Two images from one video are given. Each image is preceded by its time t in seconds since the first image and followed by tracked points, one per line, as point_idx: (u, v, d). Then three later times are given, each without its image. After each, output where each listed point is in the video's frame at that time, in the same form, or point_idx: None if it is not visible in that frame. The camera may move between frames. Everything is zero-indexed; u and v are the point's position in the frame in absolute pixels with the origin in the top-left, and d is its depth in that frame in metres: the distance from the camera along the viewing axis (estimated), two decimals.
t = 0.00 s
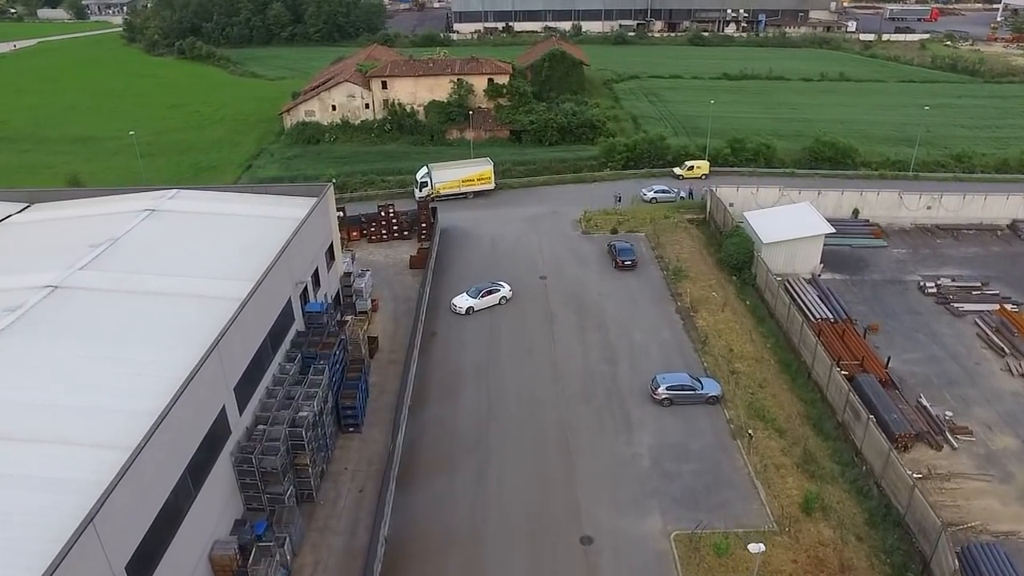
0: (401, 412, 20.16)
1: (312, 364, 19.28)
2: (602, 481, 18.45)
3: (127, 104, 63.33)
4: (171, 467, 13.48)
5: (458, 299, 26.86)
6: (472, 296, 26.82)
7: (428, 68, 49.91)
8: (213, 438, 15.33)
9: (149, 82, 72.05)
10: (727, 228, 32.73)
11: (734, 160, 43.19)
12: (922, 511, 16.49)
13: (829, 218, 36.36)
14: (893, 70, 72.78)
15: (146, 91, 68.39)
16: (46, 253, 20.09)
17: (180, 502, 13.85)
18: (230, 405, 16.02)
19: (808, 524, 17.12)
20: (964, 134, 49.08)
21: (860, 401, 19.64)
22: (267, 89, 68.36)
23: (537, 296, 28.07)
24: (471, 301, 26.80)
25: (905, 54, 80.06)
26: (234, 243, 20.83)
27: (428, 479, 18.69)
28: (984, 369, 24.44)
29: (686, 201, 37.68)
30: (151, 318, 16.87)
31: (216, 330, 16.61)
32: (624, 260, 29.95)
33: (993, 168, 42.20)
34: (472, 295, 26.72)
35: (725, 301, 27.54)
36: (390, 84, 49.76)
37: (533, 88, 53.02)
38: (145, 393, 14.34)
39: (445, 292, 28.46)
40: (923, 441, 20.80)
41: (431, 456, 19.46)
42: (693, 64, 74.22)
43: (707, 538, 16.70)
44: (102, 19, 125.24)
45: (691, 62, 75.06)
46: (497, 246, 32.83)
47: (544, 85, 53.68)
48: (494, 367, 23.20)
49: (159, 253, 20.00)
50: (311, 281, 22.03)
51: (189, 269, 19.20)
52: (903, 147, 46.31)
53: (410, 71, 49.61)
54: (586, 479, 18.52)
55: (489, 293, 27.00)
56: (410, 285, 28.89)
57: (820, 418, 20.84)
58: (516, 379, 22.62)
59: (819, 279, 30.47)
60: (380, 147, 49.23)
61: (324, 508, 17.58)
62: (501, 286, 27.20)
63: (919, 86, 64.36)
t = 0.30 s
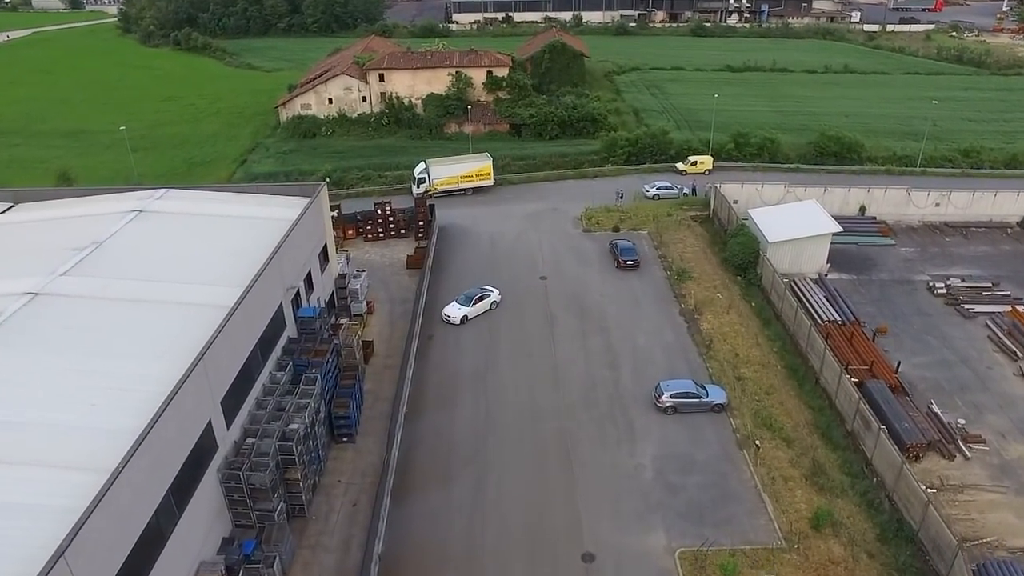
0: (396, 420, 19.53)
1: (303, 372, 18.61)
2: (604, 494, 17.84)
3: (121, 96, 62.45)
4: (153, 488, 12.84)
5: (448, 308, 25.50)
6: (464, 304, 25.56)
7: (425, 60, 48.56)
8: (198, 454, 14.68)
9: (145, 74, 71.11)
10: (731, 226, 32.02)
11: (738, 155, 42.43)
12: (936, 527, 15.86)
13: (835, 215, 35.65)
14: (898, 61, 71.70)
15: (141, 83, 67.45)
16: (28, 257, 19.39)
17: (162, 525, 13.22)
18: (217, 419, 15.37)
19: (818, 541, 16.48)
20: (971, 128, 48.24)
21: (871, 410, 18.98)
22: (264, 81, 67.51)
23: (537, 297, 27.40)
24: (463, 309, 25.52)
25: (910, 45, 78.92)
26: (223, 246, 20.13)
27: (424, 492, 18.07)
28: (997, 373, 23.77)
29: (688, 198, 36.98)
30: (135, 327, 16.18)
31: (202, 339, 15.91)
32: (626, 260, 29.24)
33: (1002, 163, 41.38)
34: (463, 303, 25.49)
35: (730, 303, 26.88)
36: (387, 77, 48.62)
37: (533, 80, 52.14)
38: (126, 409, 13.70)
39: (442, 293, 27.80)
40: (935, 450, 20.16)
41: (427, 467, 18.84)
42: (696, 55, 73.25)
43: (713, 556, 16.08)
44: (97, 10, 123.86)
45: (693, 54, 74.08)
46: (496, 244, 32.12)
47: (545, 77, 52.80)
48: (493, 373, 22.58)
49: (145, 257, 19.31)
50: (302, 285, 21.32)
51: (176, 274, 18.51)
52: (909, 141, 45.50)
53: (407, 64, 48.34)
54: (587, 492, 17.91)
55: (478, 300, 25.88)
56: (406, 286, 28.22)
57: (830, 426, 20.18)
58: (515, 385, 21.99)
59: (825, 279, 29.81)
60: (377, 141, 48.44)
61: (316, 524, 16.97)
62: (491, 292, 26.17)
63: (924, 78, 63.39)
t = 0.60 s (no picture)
0: (391, 425, 18.94)
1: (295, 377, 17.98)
2: (606, 502, 17.30)
3: (114, 84, 61.40)
4: (135, 506, 12.24)
5: (443, 316, 24.29)
6: (457, 309, 24.46)
7: (424, 48, 47.71)
8: (185, 466, 14.09)
9: (138, 61, 69.96)
10: (736, 220, 31.32)
11: (742, 145, 41.57)
12: (950, 539, 15.30)
13: (841, 207, 34.91)
14: (904, 48, 70.57)
15: (135, 70, 66.36)
16: (10, 257, 18.71)
17: (145, 544, 12.63)
18: (204, 428, 14.77)
19: (827, 553, 15.94)
20: (979, 117, 47.35)
21: (881, 414, 18.37)
22: (260, 68, 66.45)
23: (537, 294, 26.76)
24: (457, 314, 24.40)
25: (916, 31, 77.68)
26: (212, 245, 19.44)
27: (420, 501, 17.51)
28: (1009, 374, 23.18)
29: (691, 189, 36.25)
30: (118, 332, 15.52)
31: (188, 345, 15.26)
32: (627, 255, 28.57)
33: (1011, 154, 40.56)
34: (457, 308, 24.39)
35: (735, 300, 26.25)
36: (385, 65, 47.65)
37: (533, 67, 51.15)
38: (107, 421, 13.07)
39: (440, 289, 27.14)
40: (946, 455, 19.59)
41: (423, 474, 18.29)
42: (698, 42, 72.10)
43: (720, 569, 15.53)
44: None
45: (695, 40, 72.95)
46: (495, 238, 31.43)
47: (545, 64, 51.82)
48: (492, 374, 21.98)
49: (131, 256, 18.62)
50: (295, 285, 20.63)
51: (162, 275, 17.83)
52: (916, 131, 44.63)
53: (405, 51, 47.43)
54: (589, 501, 17.35)
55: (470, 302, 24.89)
56: (403, 282, 27.57)
57: (838, 430, 19.59)
58: (514, 387, 21.40)
59: (832, 274, 29.12)
60: (374, 131, 47.56)
61: (309, 534, 16.42)
62: (481, 292, 25.23)
63: (930, 65, 62.33)
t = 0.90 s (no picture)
0: (386, 426, 18.45)
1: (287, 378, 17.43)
2: (607, 507, 16.84)
3: (106, 69, 60.31)
4: (117, 521, 11.73)
5: (441, 322, 23.12)
6: (453, 312, 23.40)
7: (422, 32, 47.11)
8: (171, 474, 13.59)
9: (130, 45, 68.74)
10: (740, 210, 30.64)
11: (746, 132, 40.75)
12: (960, 548, 14.84)
13: (847, 197, 34.21)
14: (910, 31, 69.27)
15: (127, 54, 65.18)
16: None
17: (129, 559, 12.15)
18: (191, 435, 14.26)
19: (834, 561, 15.50)
20: (986, 104, 46.46)
21: (889, 416, 17.82)
22: (255, 52, 65.28)
23: (537, 288, 26.16)
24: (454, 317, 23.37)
25: (922, 14, 76.29)
26: (201, 241, 18.82)
27: (416, 506, 17.05)
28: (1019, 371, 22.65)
29: (694, 178, 35.52)
30: (101, 335, 14.96)
31: (174, 348, 14.68)
32: (629, 247, 27.95)
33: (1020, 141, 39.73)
34: (454, 311, 23.36)
35: (739, 294, 25.68)
36: (382, 49, 46.91)
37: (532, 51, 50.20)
38: (89, 431, 12.54)
39: (437, 283, 26.53)
40: (955, 456, 19.11)
41: (419, 477, 17.82)
42: (700, 25, 70.81)
43: None
44: None
45: (697, 23, 71.65)
46: (494, 229, 30.78)
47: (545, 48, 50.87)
48: (490, 372, 21.46)
49: (117, 253, 18.02)
50: (286, 281, 20.02)
51: (149, 273, 17.23)
52: (922, 118, 43.76)
53: (403, 35, 46.82)
54: (589, 506, 16.89)
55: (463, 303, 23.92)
56: (400, 275, 26.96)
57: (845, 431, 19.08)
58: (513, 386, 20.89)
59: (838, 267, 28.50)
60: (371, 117, 46.60)
61: (301, 541, 15.98)
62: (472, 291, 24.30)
63: (937, 50, 61.20)
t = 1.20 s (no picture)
0: (382, 424, 17.98)
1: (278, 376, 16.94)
2: (608, 509, 16.44)
3: (98, 50, 59.24)
4: (100, 533, 11.29)
5: (445, 326, 22.05)
6: (452, 314, 22.37)
7: (420, 13, 46.53)
8: (158, 479, 13.14)
9: (123, 25, 67.56)
10: (744, 198, 30.00)
11: (750, 116, 40.00)
12: (970, 554, 14.43)
13: (853, 184, 33.57)
14: (917, 12, 67.91)
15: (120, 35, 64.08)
16: None
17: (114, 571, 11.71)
18: (179, 438, 13.79)
19: (840, 567, 15.11)
20: (995, 87, 45.52)
21: (898, 414, 17.32)
22: (250, 32, 64.18)
23: (537, 278, 25.61)
24: (454, 318, 22.32)
25: None
26: (189, 234, 18.26)
27: (412, 507, 16.66)
28: None
29: (698, 164, 34.88)
30: (85, 334, 14.46)
31: (161, 347, 14.18)
32: (632, 237, 27.35)
33: None
34: (453, 313, 22.37)
35: (744, 285, 25.17)
36: (379, 31, 46.23)
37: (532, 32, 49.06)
38: (72, 437, 12.08)
39: (435, 273, 26.00)
40: (964, 454, 18.66)
41: (416, 478, 17.39)
42: (703, 5, 69.53)
43: None
44: None
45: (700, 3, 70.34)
46: (493, 217, 30.16)
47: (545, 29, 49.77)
48: (488, 367, 20.99)
49: (103, 247, 17.47)
50: (278, 275, 19.44)
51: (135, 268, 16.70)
52: (929, 102, 42.90)
53: (399, 18, 46.31)
54: (590, 508, 16.49)
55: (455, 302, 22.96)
56: (397, 265, 26.41)
57: (852, 428, 18.60)
58: (512, 381, 20.42)
59: (844, 257, 27.92)
60: (367, 101, 45.58)
61: (294, 545, 15.60)
62: (461, 291, 23.40)
63: (945, 31, 59.98)
